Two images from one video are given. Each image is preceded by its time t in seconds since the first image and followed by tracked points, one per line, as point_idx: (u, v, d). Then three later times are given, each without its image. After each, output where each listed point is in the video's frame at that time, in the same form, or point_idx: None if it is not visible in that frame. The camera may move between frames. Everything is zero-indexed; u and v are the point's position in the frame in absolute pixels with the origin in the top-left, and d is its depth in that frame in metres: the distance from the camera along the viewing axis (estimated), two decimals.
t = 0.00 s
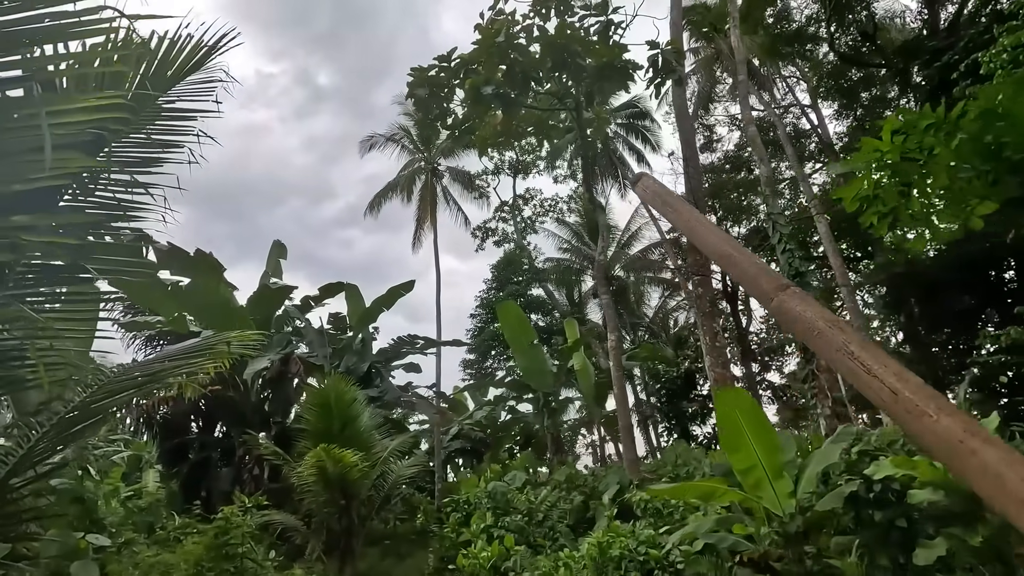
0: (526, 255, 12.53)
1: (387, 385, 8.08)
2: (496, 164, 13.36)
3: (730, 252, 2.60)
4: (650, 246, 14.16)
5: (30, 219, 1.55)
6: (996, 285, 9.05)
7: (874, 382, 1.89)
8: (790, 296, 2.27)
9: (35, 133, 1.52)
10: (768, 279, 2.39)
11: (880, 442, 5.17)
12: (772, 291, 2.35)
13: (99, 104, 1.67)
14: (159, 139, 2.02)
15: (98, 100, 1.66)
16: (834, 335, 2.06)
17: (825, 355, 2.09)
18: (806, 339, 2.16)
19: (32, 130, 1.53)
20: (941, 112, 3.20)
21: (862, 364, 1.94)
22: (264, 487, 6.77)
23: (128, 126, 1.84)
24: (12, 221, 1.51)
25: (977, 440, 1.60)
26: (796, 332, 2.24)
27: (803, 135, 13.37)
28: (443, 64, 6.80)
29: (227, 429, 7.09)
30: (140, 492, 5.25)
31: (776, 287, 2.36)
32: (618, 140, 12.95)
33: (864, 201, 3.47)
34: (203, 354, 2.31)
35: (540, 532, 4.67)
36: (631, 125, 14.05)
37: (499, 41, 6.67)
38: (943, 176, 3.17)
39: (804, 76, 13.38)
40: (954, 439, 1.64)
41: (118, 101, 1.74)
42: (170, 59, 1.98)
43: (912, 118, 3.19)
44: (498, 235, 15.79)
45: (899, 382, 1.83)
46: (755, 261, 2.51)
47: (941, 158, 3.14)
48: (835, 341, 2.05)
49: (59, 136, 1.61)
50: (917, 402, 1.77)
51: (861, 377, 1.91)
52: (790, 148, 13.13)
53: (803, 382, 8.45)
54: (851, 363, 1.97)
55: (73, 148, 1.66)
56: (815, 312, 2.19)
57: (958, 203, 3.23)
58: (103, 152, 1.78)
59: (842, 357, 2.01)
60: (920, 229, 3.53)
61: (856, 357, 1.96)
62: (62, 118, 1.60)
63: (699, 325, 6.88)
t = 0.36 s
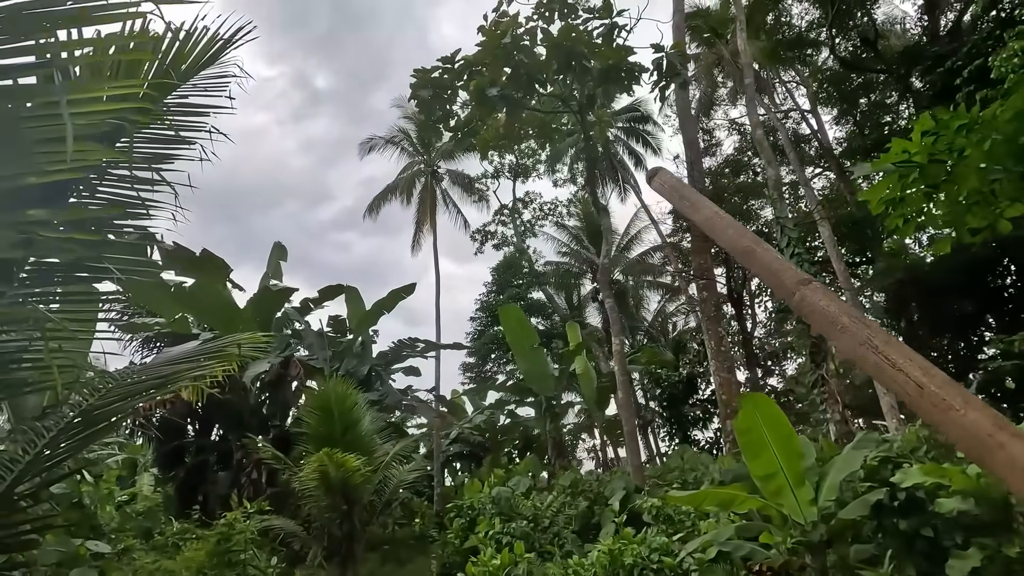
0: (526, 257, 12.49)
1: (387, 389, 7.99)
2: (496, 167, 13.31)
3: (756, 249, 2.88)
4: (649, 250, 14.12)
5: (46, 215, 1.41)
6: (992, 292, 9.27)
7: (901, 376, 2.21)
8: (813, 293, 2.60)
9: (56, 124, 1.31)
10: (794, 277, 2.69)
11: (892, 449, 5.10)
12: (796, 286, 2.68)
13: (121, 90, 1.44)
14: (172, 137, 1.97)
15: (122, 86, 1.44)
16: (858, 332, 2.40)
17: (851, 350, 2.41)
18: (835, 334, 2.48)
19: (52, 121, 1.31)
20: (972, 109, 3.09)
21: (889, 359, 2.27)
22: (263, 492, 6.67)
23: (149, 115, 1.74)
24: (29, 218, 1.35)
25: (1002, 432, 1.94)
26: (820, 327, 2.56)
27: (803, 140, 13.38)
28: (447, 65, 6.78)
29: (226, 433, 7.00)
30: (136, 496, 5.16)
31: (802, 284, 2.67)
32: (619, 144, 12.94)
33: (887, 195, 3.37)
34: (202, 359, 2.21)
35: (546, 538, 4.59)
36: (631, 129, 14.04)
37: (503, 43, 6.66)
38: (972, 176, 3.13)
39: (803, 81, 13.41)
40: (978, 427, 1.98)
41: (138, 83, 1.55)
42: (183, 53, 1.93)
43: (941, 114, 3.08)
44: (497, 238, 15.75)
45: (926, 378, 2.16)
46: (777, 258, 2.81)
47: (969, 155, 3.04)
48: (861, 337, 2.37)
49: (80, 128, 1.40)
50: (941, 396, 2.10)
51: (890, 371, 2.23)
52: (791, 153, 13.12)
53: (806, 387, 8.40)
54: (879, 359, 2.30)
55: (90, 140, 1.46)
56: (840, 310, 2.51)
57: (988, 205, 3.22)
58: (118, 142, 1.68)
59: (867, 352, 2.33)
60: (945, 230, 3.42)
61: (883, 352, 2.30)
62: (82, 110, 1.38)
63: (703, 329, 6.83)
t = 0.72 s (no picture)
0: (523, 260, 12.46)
1: (384, 390, 7.91)
2: (493, 169, 13.30)
3: (762, 252, 2.76)
4: (646, 254, 14.11)
5: (43, 197, 1.36)
6: (984, 299, 9.32)
7: (911, 378, 2.06)
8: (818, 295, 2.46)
9: (56, 101, 1.27)
10: (800, 280, 2.56)
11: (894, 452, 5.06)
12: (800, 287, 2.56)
13: (121, 68, 1.39)
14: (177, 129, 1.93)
15: (122, 64, 1.39)
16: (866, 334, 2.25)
17: (861, 352, 2.27)
18: (842, 337, 2.34)
19: (51, 100, 1.27)
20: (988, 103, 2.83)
21: (898, 361, 2.12)
22: (257, 494, 6.58)
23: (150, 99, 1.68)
24: (27, 199, 1.33)
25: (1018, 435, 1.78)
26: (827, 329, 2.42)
27: (800, 145, 13.42)
28: (447, 65, 6.75)
29: (219, 434, 6.92)
30: (127, 498, 5.08)
31: (808, 286, 2.52)
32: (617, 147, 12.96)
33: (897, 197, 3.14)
34: (198, 356, 2.16)
35: (543, 541, 4.55)
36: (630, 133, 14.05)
37: (504, 43, 6.63)
38: (987, 174, 2.88)
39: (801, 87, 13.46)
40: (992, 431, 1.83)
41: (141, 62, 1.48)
42: (185, 41, 1.88)
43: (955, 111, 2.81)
44: (494, 240, 15.72)
45: (938, 379, 2.00)
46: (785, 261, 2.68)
47: (985, 156, 2.82)
48: (870, 339, 2.23)
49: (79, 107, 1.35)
50: (954, 397, 1.95)
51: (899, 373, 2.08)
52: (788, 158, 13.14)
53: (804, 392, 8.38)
54: (889, 361, 2.15)
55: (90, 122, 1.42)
56: (848, 311, 2.36)
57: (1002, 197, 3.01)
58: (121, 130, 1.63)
59: (878, 354, 2.19)
60: (959, 225, 3.22)
61: (892, 355, 2.14)
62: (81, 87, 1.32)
63: (703, 332, 6.81)
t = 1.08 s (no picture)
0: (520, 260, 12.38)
1: (379, 389, 7.81)
2: (491, 169, 13.23)
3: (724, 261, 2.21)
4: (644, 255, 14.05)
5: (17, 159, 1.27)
6: (981, 301, 9.15)
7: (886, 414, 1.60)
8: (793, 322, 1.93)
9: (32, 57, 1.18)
10: (771, 299, 2.02)
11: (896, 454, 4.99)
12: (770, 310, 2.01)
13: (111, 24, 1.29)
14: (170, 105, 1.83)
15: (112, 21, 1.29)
16: (844, 367, 1.75)
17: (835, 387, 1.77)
18: (815, 368, 1.84)
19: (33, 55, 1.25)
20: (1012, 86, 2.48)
21: (877, 395, 1.65)
22: (249, 493, 6.47)
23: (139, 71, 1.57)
24: None
25: (992, 478, 1.38)
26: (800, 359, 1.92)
27: (799, 148, 13.39)
28: (447, 60, 6.69)
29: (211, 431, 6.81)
30: (117, 495, 4.98)
31: (780, 309, 2.00)
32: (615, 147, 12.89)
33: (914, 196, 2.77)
34: (185, 345, 2.05)
35: (541, 542, 4.47)
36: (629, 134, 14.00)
37: (505, 38, 6.58)
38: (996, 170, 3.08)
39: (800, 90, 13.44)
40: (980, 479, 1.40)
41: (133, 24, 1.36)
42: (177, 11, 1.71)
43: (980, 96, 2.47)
44: (491, 241, 15.64)
45: (915, 418, 1.57)
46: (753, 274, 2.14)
47: (1007, 145, 2.42)
48: (846, 372, 1.74)
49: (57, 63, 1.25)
50: (928, 436, 1.53)
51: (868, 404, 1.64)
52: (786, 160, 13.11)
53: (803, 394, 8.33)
54: (862, 395, 1.68)
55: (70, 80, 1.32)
56: (826, 341, 1.85)
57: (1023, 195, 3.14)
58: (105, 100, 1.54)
59: (852, 389, 1.71)
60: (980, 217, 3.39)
61: (866, 390, 1.67)
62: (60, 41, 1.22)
63: (703, 332, 6.75)
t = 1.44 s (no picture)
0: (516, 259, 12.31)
1: (373, 388, 7.68)
2: (487, 167, 13.14)
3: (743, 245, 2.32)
4: (640, 256, 14.01)
5: None
6: (977, 303, 9.10)
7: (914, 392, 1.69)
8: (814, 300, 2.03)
9: None
10: (788, 279, 2.13)
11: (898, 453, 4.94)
12: (794, 290, 2.10)
13: None
14: (156, 79, 1.66)
15: None
16: (869, 346, 1.84)
17: (858, 365, 1.86)
18: (838, 347, 1.93)
19: None
20: None
21: (902, 373, 1.73)
22: (239, 493, 6.35)
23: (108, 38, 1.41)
24: None
25: None
26: (822, 340, 2.01)
27: (796, 150, 13.36)
28: (444, 54, 6.59)
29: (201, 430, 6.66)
30: (104, 494, 4.84)
31: (797, 289, 2.10)
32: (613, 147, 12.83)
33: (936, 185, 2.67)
34: (168, 333, 1.94)
35: (538, 544, 4.37)
36: (626, 134, 13.93)
37: (504, 31, 6.48)
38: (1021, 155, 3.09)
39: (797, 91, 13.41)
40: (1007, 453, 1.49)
41: None
42: None
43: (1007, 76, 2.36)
44: (487, 240, 15.55)
45: (942, 395, 1.65)
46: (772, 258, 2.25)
47: None
48: (869, 350, 1.84)
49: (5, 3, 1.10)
50: (958, 415, 1.61)
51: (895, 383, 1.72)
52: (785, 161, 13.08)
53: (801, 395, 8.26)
54: (888, 375, 1.76)
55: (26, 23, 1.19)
56: (848, 322, 1.95)
57: None
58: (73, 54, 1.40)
59: (877, 367, 1.79)
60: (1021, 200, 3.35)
61: (892, 367, 1.76)
62: None
63: (702, 331, 6.67)
